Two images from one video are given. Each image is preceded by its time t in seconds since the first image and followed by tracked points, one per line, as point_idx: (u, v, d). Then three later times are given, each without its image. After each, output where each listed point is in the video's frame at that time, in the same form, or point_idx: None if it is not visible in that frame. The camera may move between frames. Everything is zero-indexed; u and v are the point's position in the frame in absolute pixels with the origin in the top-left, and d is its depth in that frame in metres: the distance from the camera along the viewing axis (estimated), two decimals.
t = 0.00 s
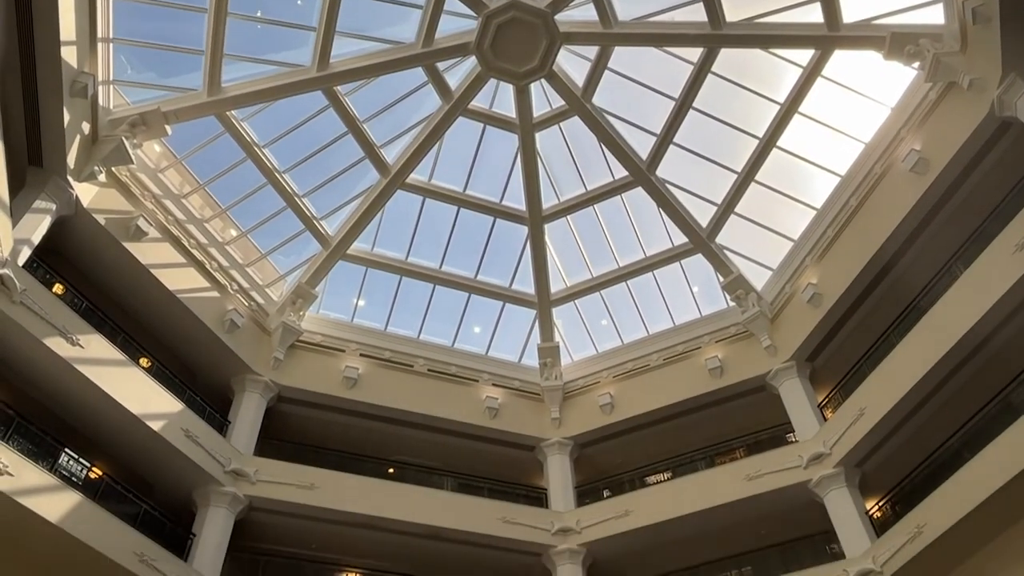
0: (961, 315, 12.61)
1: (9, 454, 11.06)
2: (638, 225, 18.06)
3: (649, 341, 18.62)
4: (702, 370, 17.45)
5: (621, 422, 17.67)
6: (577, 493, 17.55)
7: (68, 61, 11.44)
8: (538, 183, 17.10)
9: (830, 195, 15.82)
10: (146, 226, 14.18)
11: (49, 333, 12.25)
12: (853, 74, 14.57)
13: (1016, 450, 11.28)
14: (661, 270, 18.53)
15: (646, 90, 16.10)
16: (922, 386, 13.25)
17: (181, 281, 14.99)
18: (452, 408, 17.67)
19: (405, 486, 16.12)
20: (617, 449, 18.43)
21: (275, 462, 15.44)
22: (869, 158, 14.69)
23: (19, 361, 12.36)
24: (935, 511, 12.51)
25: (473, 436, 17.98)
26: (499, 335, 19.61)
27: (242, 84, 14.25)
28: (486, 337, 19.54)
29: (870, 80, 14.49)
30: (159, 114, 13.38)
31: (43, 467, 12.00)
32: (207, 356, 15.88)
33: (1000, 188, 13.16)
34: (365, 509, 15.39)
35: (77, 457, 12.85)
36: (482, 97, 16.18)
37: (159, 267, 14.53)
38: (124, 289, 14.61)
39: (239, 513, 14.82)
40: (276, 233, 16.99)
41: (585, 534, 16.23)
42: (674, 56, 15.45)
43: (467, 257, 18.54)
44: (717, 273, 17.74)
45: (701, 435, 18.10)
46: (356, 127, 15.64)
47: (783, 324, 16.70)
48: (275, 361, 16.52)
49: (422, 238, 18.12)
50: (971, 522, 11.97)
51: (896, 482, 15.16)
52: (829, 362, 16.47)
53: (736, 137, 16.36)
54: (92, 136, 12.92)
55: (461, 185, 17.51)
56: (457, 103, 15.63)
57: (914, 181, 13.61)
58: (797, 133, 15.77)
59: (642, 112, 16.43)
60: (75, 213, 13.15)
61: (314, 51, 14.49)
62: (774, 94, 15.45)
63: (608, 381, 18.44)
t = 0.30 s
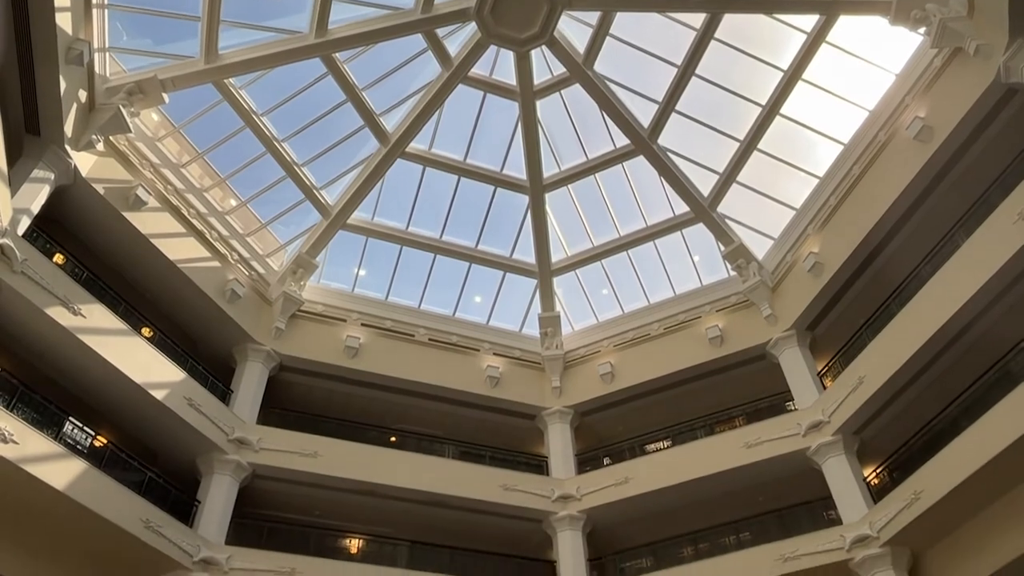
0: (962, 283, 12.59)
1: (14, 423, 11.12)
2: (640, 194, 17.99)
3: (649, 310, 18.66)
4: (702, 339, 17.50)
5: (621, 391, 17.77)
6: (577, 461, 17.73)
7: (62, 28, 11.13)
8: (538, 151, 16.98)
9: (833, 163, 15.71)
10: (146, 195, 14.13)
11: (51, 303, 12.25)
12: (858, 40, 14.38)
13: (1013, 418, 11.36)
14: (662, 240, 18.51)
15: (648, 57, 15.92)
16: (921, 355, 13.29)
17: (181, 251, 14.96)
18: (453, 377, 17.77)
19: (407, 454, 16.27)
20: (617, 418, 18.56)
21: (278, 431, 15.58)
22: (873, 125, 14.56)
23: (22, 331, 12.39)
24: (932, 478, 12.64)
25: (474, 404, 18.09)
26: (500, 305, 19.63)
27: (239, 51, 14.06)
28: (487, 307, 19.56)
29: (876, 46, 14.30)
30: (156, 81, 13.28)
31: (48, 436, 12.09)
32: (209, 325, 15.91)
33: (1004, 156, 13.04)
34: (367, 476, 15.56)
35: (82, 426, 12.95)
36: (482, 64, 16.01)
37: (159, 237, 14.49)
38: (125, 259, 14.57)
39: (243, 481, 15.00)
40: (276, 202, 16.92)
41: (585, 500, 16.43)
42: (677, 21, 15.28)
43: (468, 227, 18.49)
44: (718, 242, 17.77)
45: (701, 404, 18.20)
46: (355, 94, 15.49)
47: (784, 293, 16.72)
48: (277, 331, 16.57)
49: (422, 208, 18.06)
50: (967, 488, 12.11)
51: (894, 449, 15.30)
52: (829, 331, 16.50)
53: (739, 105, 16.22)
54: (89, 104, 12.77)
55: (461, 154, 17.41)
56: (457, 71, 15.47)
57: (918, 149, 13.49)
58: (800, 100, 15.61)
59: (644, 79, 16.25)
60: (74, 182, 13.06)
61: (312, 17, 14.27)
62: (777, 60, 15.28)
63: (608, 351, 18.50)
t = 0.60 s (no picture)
0: (963, 251, 12.55)
1: (17, 390, 11.17)
2: (641, 162, 17.91)
3: (650, 279, 18.67)
4: (703, 308, 17.54)
5: (621, 359, 17.84)
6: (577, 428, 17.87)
7: None
8: (539, 117, 16.89)
9: (836, 130, 15.58)
10: (144, 163, 14.06)
11: (52, 272, 12.24)
12: (864, 5, 14.18)
13: (1011, 385, 11.41)
14: (664, 208, 18.47)
15: (650, 22, 15.71)
16: (921, 323, 13.30)
17: (181, 220, 14.92)
18: (454, 345, 17.83)
19: (408, 421, 16.39)
20: (617, 385, 18.66)
21: (280, 399, 15.68)
22: (878, 92, 14.40)
23: (22, 298, 12.39)
24: (930, 445, 12.74)
25: (475, 373, 18.16)
26: (501, 274, 19.63)
27: (235, 17, 13.85)
28: (488, 276, 19.56)
29: (882, 10, 14.08)
30: (152, 47, 13.09)
31: (52, 403, 12.16)
32: (210, 294, 15.91)
33: (1009, 123, 12.91)
34: (369, 444, 15.69)
35: (85, 394, 13.02)
36: (482, 30, 15.81)
37: (158, 205, 14.43)
38: (125, 227, 14.52)
39: (246, 448, 15.14)
40: (275, 171, 16.84)
41: (585, 467, 16.61)
42: None
43: (468, 195, 18.41)
44: (720, 210, 17.73)
45: (701, 373, 18.28)
46: (353, 61, 15.32)
47: (785, 261, 16.70)
48: (278, 299, 16.59)
49: (422, 176, 17.98)
50: (964, 455, 12.21)
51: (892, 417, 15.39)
52: (830, 300, 16.51)
53: (742, 71, 16.05)
54: (84, 71, 12.57)
55: (461, 121, 17.28)
56: (457, 37, 15.26)
57: (922, 115, 13.35)
58: (804, 66, 15.42)
59: (646, 45, 16.05)
60: (72, 151, 12.96)
61: None
62: (781, 25, 15.08)
63: (609, 319, 18.52)
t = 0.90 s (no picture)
0: (965, 218, 12.48)
1: (21, 357, 11.24)
2: (643, 128, 17.79)
3: (651, 247, 18.64)
4: (703, 275, 17.54)
5: (621, 326, 17.89)
6: (577, 395, 18.00)
7: None
8: (540, 83, 16.68)
9: (840, 96, 15.43)
10: (141, 130, 13.94)
11: (52, 239, 12.22)
12: None
13: (1011, 351, 11.43)
14: (665, 175, 18.37)
15: None
16: (922, 290, 13.29)
17: (180, 187, 14.84)
18: (455, 313, 17.87)
19: (409, 388, 16.50)
20: (617, 353, 18.73)
21: (283, 366, 15.76)
22: (884, 56, 14.24)
23: (22, 265, 12.37)
24: (927, 411, 12.82)
25: (476, 340, 18.23)
26: (501, 241, 19.60)
27: None
28: (488, 243, 19.53)
29: None
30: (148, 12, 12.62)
31: (55, 370, 12.23)
32: (210, 262, 15.89)
33: (1015, 87, 12.74)
34: (371, 410, 15.81)
35: (88, 361, 13.09)
36: None
37: (157, 172, 14.34)
38: (124, 195, 14.44)
39: (249, 415, 15.26)
40: (274, 137, 16.73)
41: (585, 433, 16.77)
42: None
43: (469, 161, 18.29)
44: (722, 177, 17.65)
45: (701, 340, 18.34)
46: (352, 25, 15.13)
47: (787, 229, 16.64)
48: (278, 267, 16.59)
49: (422, 143, 17.87)
50: (961, 420, 12.30)
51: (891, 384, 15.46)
52: (831, 267, 16.48)
53: (746, 35, 15.87)
54: (79, 35, 12.31)
55: (461, 87, 17.11)
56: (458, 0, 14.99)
57: (927, 80, 13.19)
58: (809, 30, 15.21)
59: (649, 8, 15.81)
60: (69, 117, 12.87)
61: None
62: None
63: (610, 287, 18.52)
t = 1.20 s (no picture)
0: (968, 184, 12.38)
1: (23, 323, 11.27)
2: (644, 93, 17.65)
3: (653, 214, 18.57)
4: (704, 242, 17.50)
5: (622, 293, 17.90)
6: (578, 362, 18.09)
7: None
8: (541, 46, 16.37)
9: (846, 60, 15.23)
10: (139, 95, 13.80)
11: (50, 205, 12.17)
12: None
13: (1011, 318, 11.44)
14: (667, 141, 18.24)
15: None
16: (923, 256, 13.26)
17: (179, 152, 14.73)
18: (456, 280, 17.86)
19: (410, 355, 16.57)
20: (618, 320, 18.76)
21: (283, 332, 15.80)
22: (890, 19, 14.02)
23: (21, 232, 12.33)
24: (926, 377, 12.88)
25: (477, 307, 18.25)
26: (502, 209, 19.53)
27: None
28: (489, 210, 19.45)
29: None
30: None
31: (57, 336, 12.27)
32: (210, 229, 15.85)
33: None
34: (372, 376, 15.90)
35: (90, 327, 13.12)
36: None
37: (155, 138, 14.22)
38: (122, 161, 14.33)
39: (251, 381, 15.35)
40: (272, 103, 16.58)
41: (585, 400, 16.88)
42: None
43: (469, 127, 18.15)
44: (724, 143, 17.54)
45: (702, 307, 18.35)
46: None
47: (789, 195, 16.54)
48: (278, 234, 16.56)
49: (422, 108, 17.73)
50: (960, 386, 12.36)
51: (890, 351, 15.51)
52: (832, 234, 16.42)
53: None
54: None
55: (461, 51, 16.89)
56: None
57: (933, 44, 12.99)
58: None
59: None
60: (65, 82, 12.76)
61: None
62: None
63: (611, 254, 18.47)
